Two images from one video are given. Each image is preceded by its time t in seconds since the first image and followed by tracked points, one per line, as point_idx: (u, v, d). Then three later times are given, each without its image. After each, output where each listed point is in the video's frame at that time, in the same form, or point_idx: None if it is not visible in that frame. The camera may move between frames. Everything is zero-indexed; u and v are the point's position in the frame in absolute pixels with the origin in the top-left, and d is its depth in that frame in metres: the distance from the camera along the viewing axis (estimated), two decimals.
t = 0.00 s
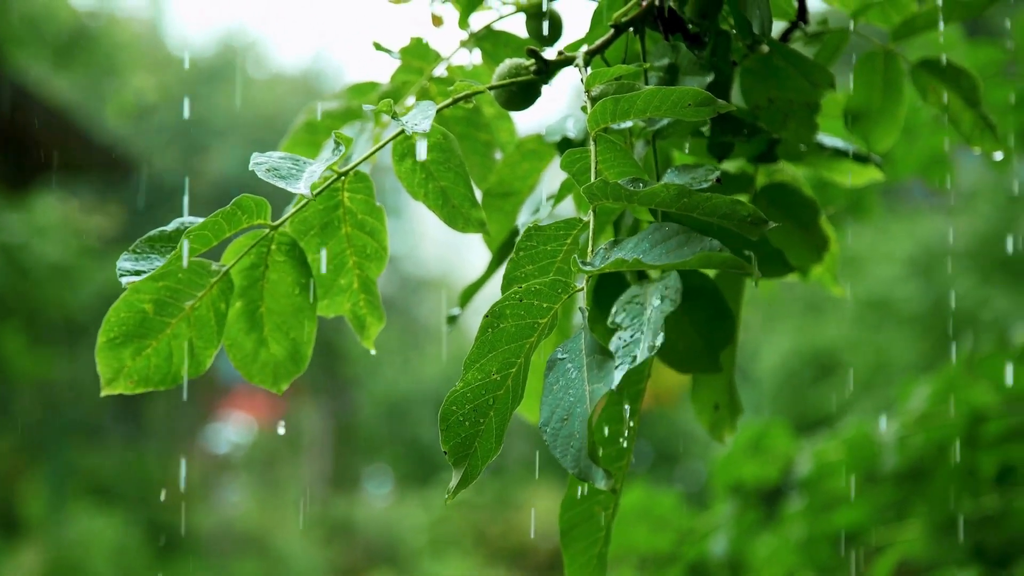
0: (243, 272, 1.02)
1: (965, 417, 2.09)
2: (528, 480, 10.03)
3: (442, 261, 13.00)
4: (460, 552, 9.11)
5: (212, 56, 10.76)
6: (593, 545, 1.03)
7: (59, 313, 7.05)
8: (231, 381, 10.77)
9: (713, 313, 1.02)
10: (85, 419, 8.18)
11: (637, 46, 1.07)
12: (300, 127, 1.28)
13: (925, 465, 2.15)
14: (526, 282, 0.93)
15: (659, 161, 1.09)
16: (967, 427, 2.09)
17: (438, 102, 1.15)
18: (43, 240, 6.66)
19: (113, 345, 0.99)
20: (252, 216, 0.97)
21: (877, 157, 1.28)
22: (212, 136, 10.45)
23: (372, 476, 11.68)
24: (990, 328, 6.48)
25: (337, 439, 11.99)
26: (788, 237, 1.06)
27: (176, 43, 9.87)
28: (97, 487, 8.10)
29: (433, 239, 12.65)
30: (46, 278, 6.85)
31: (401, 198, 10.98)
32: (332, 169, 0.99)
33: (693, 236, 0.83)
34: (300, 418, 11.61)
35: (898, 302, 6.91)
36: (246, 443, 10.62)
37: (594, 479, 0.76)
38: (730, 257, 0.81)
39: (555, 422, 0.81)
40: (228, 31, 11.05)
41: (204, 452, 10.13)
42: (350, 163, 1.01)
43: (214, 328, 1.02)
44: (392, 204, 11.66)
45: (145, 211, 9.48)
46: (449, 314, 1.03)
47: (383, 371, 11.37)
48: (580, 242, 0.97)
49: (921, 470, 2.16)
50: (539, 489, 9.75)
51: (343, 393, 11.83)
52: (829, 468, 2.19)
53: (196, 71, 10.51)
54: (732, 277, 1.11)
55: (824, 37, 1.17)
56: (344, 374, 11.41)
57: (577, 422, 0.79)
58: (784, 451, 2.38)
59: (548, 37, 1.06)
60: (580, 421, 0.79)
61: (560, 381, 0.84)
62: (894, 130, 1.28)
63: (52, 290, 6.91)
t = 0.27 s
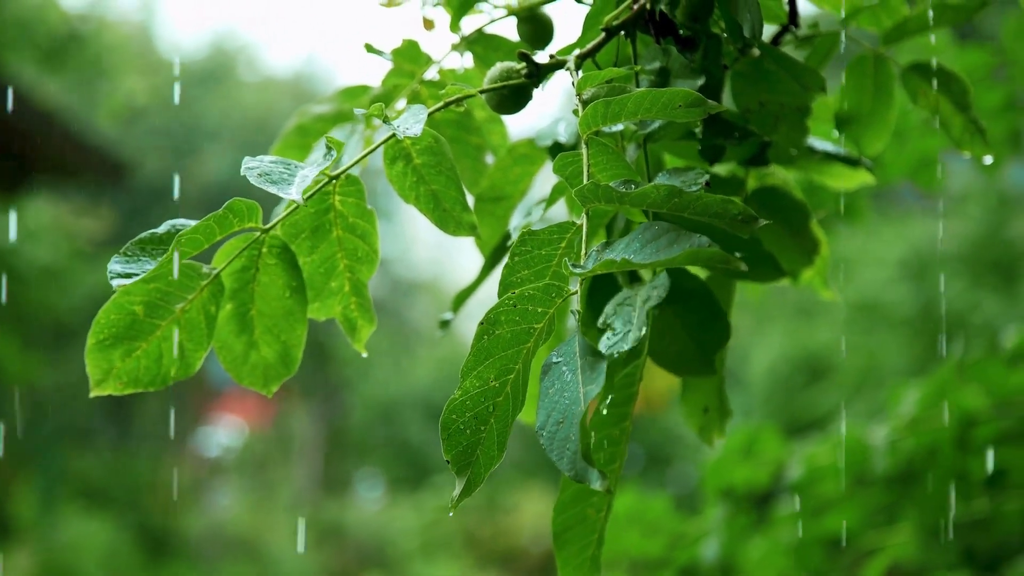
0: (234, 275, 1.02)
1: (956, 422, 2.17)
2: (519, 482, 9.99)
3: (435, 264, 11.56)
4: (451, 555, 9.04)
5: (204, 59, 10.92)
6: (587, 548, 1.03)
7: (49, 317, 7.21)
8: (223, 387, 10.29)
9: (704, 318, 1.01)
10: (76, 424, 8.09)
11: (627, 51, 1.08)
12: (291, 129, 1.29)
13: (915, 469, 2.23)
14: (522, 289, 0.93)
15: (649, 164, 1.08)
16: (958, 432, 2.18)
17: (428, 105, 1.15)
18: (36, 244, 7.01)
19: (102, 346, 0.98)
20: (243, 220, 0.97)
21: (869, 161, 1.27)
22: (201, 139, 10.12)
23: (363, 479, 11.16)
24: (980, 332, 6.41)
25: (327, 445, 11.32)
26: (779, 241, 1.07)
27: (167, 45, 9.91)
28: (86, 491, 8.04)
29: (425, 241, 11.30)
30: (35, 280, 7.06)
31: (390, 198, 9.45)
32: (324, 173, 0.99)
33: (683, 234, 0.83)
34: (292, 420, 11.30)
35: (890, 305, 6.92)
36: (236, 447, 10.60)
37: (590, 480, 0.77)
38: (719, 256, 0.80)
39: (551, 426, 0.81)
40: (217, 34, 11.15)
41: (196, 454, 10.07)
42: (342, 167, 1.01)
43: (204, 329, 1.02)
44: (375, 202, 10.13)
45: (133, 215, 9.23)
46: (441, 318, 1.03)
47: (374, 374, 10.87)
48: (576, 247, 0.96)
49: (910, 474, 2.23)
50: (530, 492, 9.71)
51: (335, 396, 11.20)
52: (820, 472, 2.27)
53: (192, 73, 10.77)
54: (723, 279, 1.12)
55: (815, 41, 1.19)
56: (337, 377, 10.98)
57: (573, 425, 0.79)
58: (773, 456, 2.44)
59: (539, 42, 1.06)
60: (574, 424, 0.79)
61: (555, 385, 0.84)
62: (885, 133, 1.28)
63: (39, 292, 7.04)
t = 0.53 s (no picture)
0: (225, 282, 1.02)
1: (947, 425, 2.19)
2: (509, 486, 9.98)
3: (424, 268, 12.28)
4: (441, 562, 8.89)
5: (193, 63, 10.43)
6: (574, 551, 1.03)
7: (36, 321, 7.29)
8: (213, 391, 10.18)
9: (692, 327, 1.01)
10: (65, 428, 8.01)
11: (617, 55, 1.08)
12: (281, 133, 1.28)
13: (905, 473, 2.28)
14: (508, 292, 0.93)
15: (640, 169, 1.09)
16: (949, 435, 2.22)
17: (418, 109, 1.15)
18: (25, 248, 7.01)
19: (94, 356, 0.98)
20: (234, 226, 0.97)
21: (859, 164, 1.27)
22: (189, 144, 10.13)
23: (352, 485, 11.01)
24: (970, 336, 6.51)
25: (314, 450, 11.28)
26: (769, 246, 1.08)
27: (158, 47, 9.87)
28: (75, 496, 7.92)
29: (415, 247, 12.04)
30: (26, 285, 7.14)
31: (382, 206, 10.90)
32: (314, 178, 0.99)
33: (674, 242, 0.83)
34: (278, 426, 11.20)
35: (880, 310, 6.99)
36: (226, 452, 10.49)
37: (572, 484, 0.76)
38: (711, 265, 0.80)
39: (534, 429, 0.81)
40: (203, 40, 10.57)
41: (185, 459, 9.96)
42: (332, 172, 1.01)
43: (196, 337, 1.02)
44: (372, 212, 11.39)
45: (124, 219, 8.98)
46: (430, 322, 1.03)
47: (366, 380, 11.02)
48: (562, 252, 0.96)
49: (902, 477, 2.29)
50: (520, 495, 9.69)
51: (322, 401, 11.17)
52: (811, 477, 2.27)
53: (174, 78, 10.23)
54: (714, 284, 1.12)
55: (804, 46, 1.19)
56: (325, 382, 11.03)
57: (557, 429, 0.79)
58: (762, 461, 2.44)
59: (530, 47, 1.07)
60: (558, 427, 0.80)
61: (540, 388, 0.83)
62: (875, 137, 1.27)
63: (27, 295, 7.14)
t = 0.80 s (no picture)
0: (215, 285, 1.02)
1: (935, 429, 2.27)
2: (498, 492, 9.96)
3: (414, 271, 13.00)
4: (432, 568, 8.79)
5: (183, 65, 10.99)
6: (566, 558, 1.03)
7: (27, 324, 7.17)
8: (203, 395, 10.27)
9: (685, 328, 1.01)
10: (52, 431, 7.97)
11: (607, 60, 1.08)
12: (272, 139, 1.28)
13: (893, 477, 2.33)
14: (498, 298, 0.93)
15: (629, 175, 1.09)
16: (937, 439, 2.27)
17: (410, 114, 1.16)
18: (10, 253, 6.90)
19: (82, 357, 0.98)
20: (223, 230, 0.97)
21: (848, 169, 1.28)
22: (177, 148, 10.48)
23: (342, 488, 11.81)
24: (960, 340, 6.51)
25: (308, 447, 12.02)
26: (760, 250, 1.09)
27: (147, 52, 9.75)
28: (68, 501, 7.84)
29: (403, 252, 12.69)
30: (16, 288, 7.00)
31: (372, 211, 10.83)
32: (304, 183, 0.99)
33: (663, 248, 0.83)
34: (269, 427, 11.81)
35: (870, 314, 6.94)
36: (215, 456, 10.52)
37: (565, 493, 0.77)
38: (700, 270, 0.79)
39: (526, 436, 0.81)
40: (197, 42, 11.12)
41: (175, 463, 9.91)
42: (323, 176, 1.01)
43: (185, 340, 1.02)
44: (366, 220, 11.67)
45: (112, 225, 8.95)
46: (421, 327, 1.03)
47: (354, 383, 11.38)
48: (554, 256, 0.96)
49: (893, 480, 2.34)
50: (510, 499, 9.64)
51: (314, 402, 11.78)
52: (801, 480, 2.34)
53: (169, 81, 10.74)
54: (704, 288, 1.13)
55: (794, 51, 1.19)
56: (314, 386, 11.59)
57: (548, 436, 0.79)
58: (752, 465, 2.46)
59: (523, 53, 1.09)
60: (549, 435, 0.79)
61: (532, 396, 0.84)
62: (865, 142, 1.28)
63: (22, 301, 7.05)
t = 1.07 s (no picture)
0: (207, 289, 1.02)
1: (926, 432, 2.31)
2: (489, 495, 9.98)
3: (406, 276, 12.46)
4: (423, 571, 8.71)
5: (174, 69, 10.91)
6: (553, 560, 1.04)
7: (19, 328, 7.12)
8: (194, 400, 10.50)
9: (676, 331, 1.02)
10: (45, 434, 7.99)
11: (599, 64, 1.08)
12: (263, 142, 1.28)
13: (886, 481, 2.37)
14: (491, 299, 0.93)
15: (621, 179, 1.09)
16: (928, 442, 2.31)
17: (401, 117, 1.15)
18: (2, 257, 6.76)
19: (75, 363, 0.98)
20: (215, 233, 0.97)
21: (839, 173, 1.28)
22: (171, 151, 10.20)
23: (334, 492, 11.08)
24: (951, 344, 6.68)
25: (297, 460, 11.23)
26: (752, 255, 1.08)
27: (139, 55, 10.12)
28: (58, 504, 7.87)
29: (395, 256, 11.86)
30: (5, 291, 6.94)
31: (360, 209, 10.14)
32: (295, 185, 1.00)
33: (654, 243, 0.83)
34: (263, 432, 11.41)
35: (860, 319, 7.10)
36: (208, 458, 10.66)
37: (553, 484, 0.76)
38: (690, 263, 0.81)
39: (516, 431, 0.80)
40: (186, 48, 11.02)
41: (166, 468, 10.23)
42: (314, 180, 1.02)
43: (177, 346, 1.02)
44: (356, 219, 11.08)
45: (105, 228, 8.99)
46: (413, 331, 1.03)
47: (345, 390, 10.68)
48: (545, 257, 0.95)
49: (882, 485, 2.38)
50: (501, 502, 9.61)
51: (303, 408, 11.15)
52: (792, 484, 2.38)
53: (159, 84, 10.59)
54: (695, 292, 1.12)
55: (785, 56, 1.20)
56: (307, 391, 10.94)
57: (537, 430, 0.79)
58: (743, 469, 2.53)
59: (512, 56, 1.08)
60: (539, 428, 0.79)
61: (521, 392, 0.84)
62: (856, 146, 1.28)
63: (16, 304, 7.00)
